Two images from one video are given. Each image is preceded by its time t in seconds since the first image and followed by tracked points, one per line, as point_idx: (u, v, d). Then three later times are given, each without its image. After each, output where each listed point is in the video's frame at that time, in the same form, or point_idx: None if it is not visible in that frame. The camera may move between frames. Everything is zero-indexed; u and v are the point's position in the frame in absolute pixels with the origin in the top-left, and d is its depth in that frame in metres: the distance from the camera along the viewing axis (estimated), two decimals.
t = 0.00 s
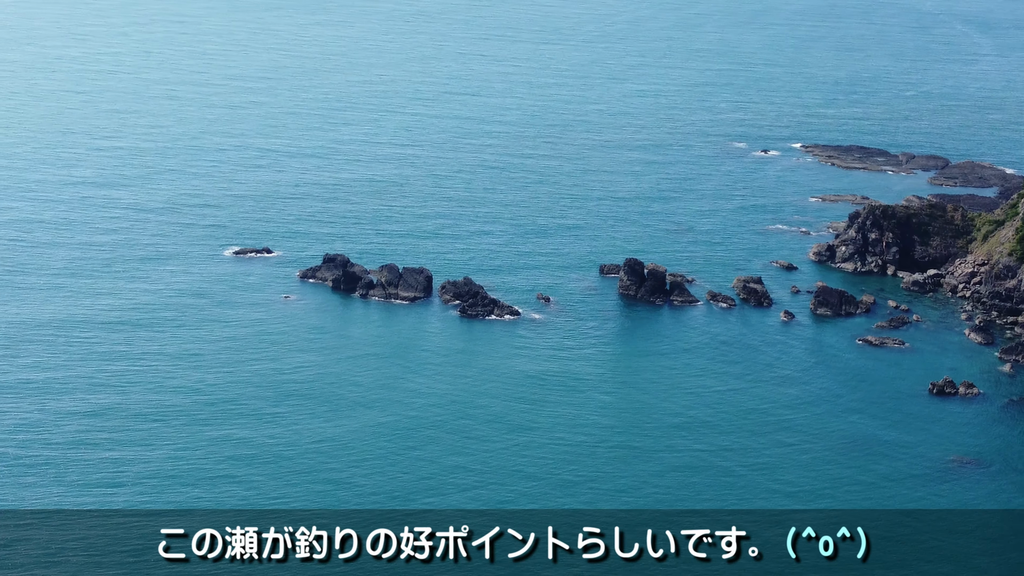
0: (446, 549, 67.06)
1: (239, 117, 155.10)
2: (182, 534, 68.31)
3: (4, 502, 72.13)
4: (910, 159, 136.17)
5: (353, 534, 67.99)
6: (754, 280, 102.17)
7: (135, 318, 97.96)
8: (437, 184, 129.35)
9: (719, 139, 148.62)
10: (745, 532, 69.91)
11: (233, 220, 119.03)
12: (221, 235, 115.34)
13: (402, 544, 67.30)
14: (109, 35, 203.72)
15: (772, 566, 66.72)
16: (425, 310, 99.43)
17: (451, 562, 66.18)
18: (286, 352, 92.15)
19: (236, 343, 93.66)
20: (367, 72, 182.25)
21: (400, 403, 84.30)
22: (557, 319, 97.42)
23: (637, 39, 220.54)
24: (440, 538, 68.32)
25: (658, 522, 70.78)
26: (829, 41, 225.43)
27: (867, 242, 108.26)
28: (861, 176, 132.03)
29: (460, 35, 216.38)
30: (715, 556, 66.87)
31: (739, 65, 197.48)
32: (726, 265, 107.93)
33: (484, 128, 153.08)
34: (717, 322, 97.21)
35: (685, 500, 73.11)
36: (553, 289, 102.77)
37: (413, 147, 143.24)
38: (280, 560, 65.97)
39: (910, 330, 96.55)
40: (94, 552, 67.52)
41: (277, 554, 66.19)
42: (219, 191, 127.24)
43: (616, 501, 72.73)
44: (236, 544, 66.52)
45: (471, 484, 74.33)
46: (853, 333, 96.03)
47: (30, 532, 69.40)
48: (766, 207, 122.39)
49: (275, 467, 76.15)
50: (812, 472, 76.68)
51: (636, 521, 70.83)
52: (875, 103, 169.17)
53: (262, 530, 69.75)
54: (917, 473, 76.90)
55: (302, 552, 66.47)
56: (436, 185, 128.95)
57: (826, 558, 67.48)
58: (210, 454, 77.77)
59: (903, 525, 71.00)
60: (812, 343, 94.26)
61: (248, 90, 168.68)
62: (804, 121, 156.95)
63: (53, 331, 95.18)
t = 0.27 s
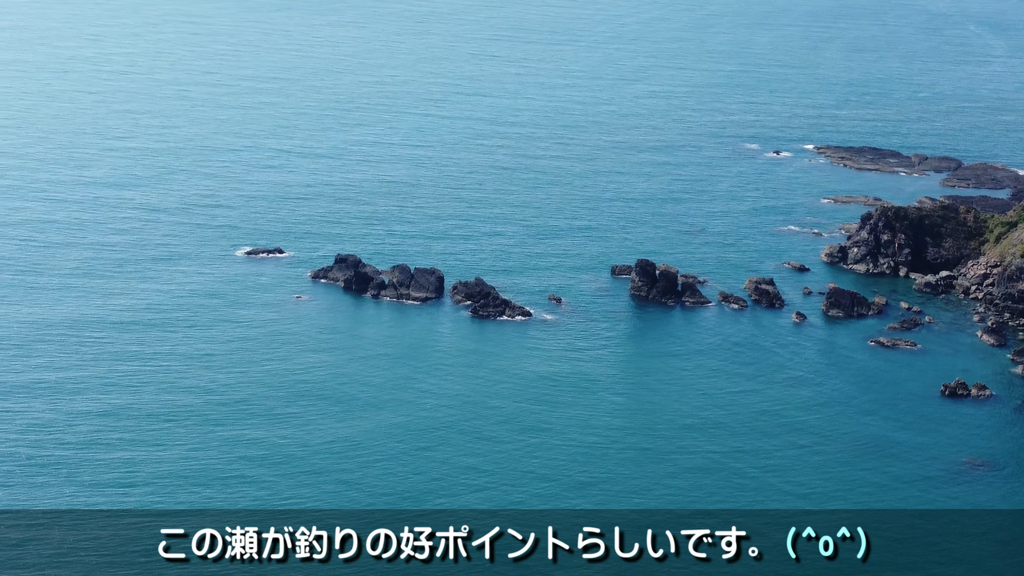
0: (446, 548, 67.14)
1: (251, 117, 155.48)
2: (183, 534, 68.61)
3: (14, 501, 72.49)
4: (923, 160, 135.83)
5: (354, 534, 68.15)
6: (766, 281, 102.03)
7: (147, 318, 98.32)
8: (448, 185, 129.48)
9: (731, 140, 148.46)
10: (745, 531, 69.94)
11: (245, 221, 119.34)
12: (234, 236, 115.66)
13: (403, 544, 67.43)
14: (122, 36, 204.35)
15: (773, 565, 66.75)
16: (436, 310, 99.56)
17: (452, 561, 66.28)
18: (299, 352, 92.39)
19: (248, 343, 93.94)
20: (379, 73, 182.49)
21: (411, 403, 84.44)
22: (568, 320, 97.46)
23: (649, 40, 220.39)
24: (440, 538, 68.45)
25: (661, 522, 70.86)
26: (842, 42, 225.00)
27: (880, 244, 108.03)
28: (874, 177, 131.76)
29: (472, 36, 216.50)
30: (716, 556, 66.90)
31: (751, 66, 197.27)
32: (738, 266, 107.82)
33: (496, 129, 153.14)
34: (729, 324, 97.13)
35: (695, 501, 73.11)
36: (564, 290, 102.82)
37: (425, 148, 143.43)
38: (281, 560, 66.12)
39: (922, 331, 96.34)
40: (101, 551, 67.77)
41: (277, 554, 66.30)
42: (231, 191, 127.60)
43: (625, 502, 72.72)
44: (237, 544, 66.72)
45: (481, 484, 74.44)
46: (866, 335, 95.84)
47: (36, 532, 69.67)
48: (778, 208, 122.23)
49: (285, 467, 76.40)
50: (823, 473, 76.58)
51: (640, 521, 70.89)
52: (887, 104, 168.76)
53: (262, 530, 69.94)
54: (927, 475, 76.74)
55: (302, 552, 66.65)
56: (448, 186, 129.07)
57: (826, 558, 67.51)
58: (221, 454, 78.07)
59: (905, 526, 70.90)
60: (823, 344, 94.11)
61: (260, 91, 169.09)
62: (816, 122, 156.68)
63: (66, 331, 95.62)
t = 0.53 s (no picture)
0: (446, 548, 67.31)
1: (264, 118, 155.82)
2: (183, 534, 68.83)
3: (24, 501, 72.79)
4: (935, 161, 135.48)
5: (354, 534, 68.35)
6: (777, 282, 101.89)
7: (159, 318, 98.62)
8: (460, 185, 129.56)
9: (742, 141, 148.27)
10: (745, 531, 70.04)
11: (257, 221, 119.61)
12: (246, 236, 115.94)
13: (403, 544, 67.63)
14: (135, 36, 204.92)
15: (772, 565, 66.84)
16: (448, 311, 99.65)
17: (452, 561, 66.45)
18: (310, 353, 92.58)
19: (260, 343, 94.15)
20: (390, 74, 182.68)
21: (422, 403, 84.55)
22: (579, 321, 97.48)
23: (661, 40, 220.19)
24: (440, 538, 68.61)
25: (664, 522, 70.95)
26: (854, 43, 224.54)
27: (892, 245, 107.76)
28: (886, 178, 131.47)
29: (484, 37, 216.61)
30: (715, 556, 67.00)
31: (763, 67, 196.99)
32: (750, 267, 107.68)
33: (508, 129, 153.19)
34: (740, 325, 97.03)
35: (705, 502, 73.09)
36: (575, 291, 102.83)
37: (437, 148, 143.57)
38: (280, 560, 66.30)
39: (935, 333, 96.12)
40: (106, 550, 67.99)
41: (277, 554, 66.49)
42: (243, 192, 127.88)
43: (633, 504, 72.71)
44: (237, 544, 66.94)
45: (492, 485, 74.55)
46: (878, 336, 95.64)
47: (42, 532, 69.90)
48: (790, 210, 122.05)
49: (296, 467, 76.61)
50: (834, 475, 76.48)
51: (641, 521, 70.97)
52: (900, 105, 168.35)
53: (262, 530, 70.14)
54: (939, 476, 76.59)
55: (301, 552, 66.85)
56: (459, 187, 129.18)
57: (826, 558, 67.58)
58: (232, 453, 78.30)
59: (908, 527, 70.86)
60: (835, 346, 93.95)
61: (272, 91, 169.44)
62: (828, 123, 156.40)
63: (78, 331, 95.98)
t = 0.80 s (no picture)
0: (444, 548, 67.56)
1: (276, 119, 156.08)
2: (183, 534, 68.97)
3: (34, 501, 73.04)
4: (947, 162, 135.20)
5: (354, 534, 68.56)
6: (789, 284, 101.78)
7: (170, 319, 98.86)
8: (471, 186, 129.62)
9: (754, 142, 148.10)
10: (745, 531, 70.19)
11: (269, 222, 119.81)
12: (257, 236, 116.12)
13: (402, 544, 67.87)
14: (147, 36, 205.45)
15: (772, 565, 66.98)
16: (460, 311, 99.71)
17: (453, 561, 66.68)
18: (321, 353, 92.72)
19: (271, 343, 94.33)
20: (402, 75, 182.82)
21: (433, 404, 84.65)
22: (590, 322, 97.51)
23: (672, 42, 220.04)
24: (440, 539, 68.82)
25: (666, 522, 71.07)
26: (866, 44, 224.08)
27: (904, 246, 107.58)
28: (898, 180, 131.21)
29: (496, 38, 216.60)
30: (715, 556, 67.12)
31: (775, 68, 196.81)
32: (762, 269, 107.59)
33: (519, 130, 153.19)
34: (752, 326, 96.97)
35: (716, 504, 73.04)
36: (586, 292, 102.84)
37: (448, 149, 143.62)
38: (281, 560, 66.47)
39: (946, 335, 95.94)
40: (111, 550, 68.16)
41: (277, 554, 66.69)
42: (255, 193, 128.08)
43: (641, 505, 72.74)
44: (237, 544, 67.11)
45: (502, 485, 74.59)
46: (890, 338, 95.50)
47: (48, 531, 70.07)
48: (802, 211, 121.89)
49: (307, 468, 76.77)
50: (845, 477, 76.39)
51: (643, 522, 71.09)
52: (913, 107, 167.99)
53: (262, 530, 70.33)
54: (951, 479, 76.44)
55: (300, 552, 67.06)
56: (470, 188, 129.26)
57: (825, 558, 67.70)
58: (244, 453, 78.49)
59: (909, 528, 70.93)
60: (847, 347, 93.83)
61: (284, 92, 169.71)
62: (839, 125, 156.16)
63: (89, 331, 96.27)
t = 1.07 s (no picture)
0: (443, 547, 67.78)
1: (287, 119, 156.31)
2: (182, 534, 69.18)
3: (44, 500, 73.37)
4: (960, 164, 134.89)
5: (353, 534, 68.77)
6: (800, 285, 101.72)
7: (181, 319, 99.13)
8: (482, 187, 129.72)
9: (765, 143, 147.99)
10: (745, 531, 70.34)
11: (280, 222, 120.03)
12: (269, 237, 116.34)
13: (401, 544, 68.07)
14: (159, 37, 206.06)
15: (772, 565, 67.11)
16: (471, 312, 99.81)
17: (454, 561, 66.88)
18: (332, 353, 92.90)
19: (283, 344, 94.53)
20: (414, 75, 182.97)
21: (445, 404, 84.79)
22: (601, 322, 97.57)
23: (684, 43, 219.86)
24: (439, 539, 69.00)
25: (670, 523, 71.20)
26: (878, 45, 223.69)
27: (915, 248, 107.45)
28: (910, 181, 131.04)
29: (507, 39, 216.57)
30: (719, 557, 67.24)
31: (787, 69, 196.68)
32: (773, 270, 107.56)
33: (530, 131, 153.24)
34: (763, 327, 96.96)
35: (727, 505, 73.06)
36: (598, 293, 102.90)
37: (459, 150, 143.73)
38: (281, 560, 66.72)
39: (958, 336, 95.83)
40: (116, 549, 68.41)
41: (277, 554, 66.90)
42: (266, 193, 128.32)
43: (649, 505, 72.82)
44: (237, 544, 67.30)
45: (514, 486, 74.70)
46: (901, 340, 95.42)
47: (54, 531, 70.35)
48: (814, 212, 121.80)
49: (319, 468, 76.96)
50: (856, 478, 76.39)
51: (645, 523, 71.23)
52: (925, 108, 167.68)
53: (261, 530, 70.56)
54: (962, 481, 76.40)
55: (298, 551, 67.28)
56: (482, 189, 129.40)
57: (826, 558, 67.83)
58: (256, 453, 78.68)
59: (912, 529, 70.97)
60: (859, 349, 93.77)
61: (296, 92, 169.95)
62: (851, 126, 155.97)
63: (100, 331, 96.62)
